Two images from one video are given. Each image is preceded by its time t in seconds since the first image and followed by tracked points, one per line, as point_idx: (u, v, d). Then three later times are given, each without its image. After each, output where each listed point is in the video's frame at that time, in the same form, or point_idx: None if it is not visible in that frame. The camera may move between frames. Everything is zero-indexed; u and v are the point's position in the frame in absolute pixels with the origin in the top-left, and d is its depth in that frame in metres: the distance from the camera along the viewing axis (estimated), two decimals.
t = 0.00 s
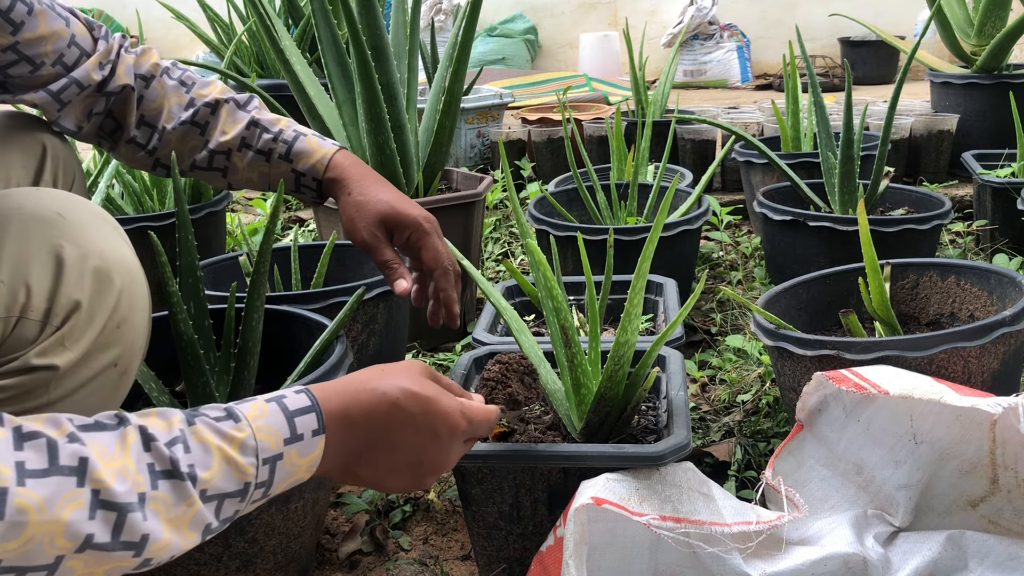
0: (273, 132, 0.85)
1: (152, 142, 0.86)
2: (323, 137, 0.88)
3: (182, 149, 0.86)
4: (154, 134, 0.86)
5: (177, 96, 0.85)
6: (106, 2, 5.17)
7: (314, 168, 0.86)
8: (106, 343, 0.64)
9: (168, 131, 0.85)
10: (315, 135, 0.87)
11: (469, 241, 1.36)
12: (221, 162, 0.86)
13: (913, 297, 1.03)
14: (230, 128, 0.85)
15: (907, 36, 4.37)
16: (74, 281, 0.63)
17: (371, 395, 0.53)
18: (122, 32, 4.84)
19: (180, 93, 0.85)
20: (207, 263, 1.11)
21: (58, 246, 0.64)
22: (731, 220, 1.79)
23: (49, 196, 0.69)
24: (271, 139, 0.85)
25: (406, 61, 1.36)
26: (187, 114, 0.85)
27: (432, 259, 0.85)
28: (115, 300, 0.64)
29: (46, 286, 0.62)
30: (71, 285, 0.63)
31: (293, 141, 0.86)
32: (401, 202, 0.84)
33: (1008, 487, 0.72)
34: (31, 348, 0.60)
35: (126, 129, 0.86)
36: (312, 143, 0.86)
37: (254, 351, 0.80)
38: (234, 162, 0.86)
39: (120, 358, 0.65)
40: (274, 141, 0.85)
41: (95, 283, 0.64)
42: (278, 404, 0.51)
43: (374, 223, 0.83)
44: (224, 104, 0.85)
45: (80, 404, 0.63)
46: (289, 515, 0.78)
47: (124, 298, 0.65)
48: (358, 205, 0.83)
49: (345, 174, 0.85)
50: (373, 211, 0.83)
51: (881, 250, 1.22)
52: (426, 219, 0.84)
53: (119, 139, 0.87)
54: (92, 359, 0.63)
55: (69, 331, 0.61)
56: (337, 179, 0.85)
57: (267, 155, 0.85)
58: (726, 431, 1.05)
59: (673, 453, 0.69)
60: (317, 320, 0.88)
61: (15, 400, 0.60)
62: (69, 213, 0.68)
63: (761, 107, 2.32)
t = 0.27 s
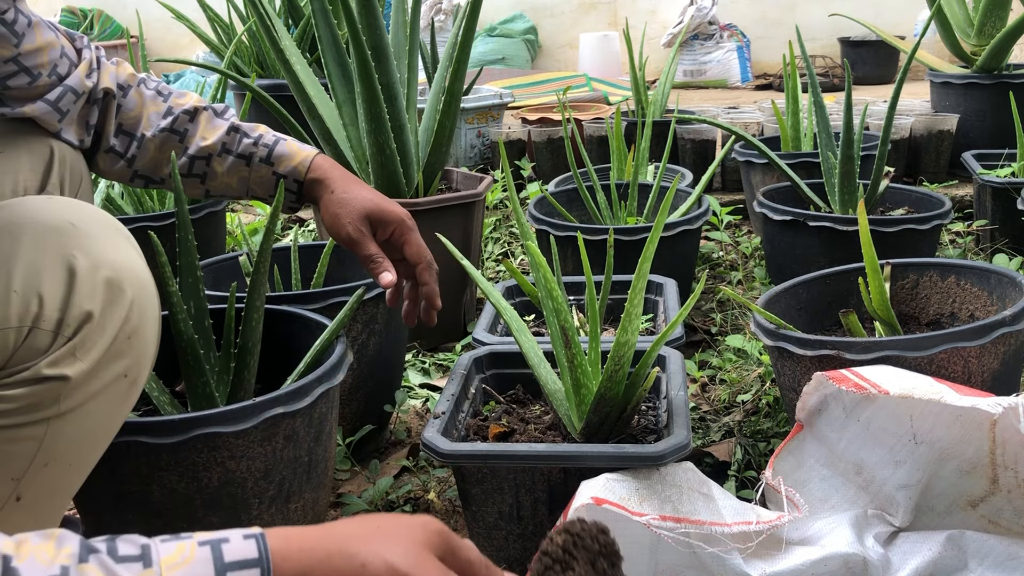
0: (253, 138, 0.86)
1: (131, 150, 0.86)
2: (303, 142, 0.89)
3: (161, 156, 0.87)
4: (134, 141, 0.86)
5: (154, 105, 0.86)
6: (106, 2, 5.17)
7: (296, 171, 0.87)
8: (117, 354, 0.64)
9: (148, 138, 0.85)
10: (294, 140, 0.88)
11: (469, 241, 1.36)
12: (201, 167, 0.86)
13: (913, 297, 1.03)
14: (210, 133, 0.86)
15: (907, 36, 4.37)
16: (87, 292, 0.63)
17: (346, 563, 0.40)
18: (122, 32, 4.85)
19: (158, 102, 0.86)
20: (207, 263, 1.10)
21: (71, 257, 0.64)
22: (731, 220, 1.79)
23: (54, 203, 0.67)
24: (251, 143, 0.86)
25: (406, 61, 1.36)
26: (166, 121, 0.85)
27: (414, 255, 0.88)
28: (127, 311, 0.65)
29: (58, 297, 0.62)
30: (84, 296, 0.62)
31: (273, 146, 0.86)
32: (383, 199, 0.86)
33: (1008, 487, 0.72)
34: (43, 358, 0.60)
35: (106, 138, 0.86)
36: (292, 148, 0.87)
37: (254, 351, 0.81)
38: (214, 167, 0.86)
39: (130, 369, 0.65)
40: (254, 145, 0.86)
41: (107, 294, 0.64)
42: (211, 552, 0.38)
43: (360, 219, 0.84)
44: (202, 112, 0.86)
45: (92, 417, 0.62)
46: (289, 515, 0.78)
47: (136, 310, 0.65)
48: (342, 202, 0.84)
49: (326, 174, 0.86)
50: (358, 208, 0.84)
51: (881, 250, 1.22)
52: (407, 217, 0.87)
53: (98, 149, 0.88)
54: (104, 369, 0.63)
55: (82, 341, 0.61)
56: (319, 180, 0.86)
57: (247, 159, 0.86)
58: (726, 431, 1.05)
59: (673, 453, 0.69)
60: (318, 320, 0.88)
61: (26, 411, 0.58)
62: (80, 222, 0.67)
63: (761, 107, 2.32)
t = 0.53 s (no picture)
0: (249, 128, 0.86)
1: (128, 145, 0.86)
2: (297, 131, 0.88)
3: (156, 151, 0.86)
4: (129, 136, 0.86)
5: (147, 99, 0.85)
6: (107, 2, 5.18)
7: (293, 159, 0.86)
8: (130, 362, 0.64)
9: (144, 133, 0.85)
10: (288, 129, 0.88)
11: (469, 241, 1.36)
12: (198, 159, 0.86)
13: (913, 297, 1.03)
14: (206, 124, 0.85)
15: (907, 36, 4.37)
16: (102, 300, 0.63)
17: None
18: (122, 32, 4.85)
19: (151, 96, 0.86)
20: (208, 263, 1.11)
21: (86, 264, 0.64)
22: (731, 220, 1.79)
23: (72, 208, 0.67)
24: (248, 134, 0.86)
25: (406, 61, 1.36)
26: (161, 115, 0.85)
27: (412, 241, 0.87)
28: (140, 319, 0.64)
29: (73, 304, 0.62)
30: (100, 304, 0.62)
31: (270, 135, 0.86)
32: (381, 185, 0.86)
33: (1008, 487, 0.72)
34: (56, 365, 0.60)
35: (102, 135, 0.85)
36: (288, 137, 0.87)
37: (255, 351, 0.81)
38: (210, 159, 0.86)
39: (144, 377, 0.65)
40: (251, 136, 0.86)
41: (122, 302, 0.64)
42: None
43: (362, 202, 0.83)
44: (196, 104, 0.86)
45: (104, 424, 0.62)
46: (289, 514, 0.78)
47: (149, 318, 0.65)
48: (342, 187, 0.84)
49: (323, 162, 0.86)
50: (359, 191, 0.84)
51: (881, 250, 1.22)
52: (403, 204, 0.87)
53: (98, 148, 0.87)
54: (117, 377, 0.63)
55: (96, 349, 0.61)
56: (316, 165, 0.86)
57: (245, 150, 0.86)
58: (726, 431, 1.05)
59: (673, 453, 0.69)
60: (318, 320, 0.88)
61: (38, 417, 0.59)
62: (98, 228, 0.66)
63: (761, 108, 2.32)
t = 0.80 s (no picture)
0: (243, 131, 0.86)
1: (121, 144, 0.86)
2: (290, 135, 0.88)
3: (149, 150, 0.86)
4: (123, 136, 0.86)
5: (142, 98, 0.85)
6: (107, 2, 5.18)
7: (287, 164, 0.85)
8: (140, 368, 0.64)
9: (138, 132, 0.85)
10: (282, 134, 0.88)
11: (469, 241, 1.36)
12: (190, 160, 0.86)
13: (913, 297, 1.03)
14: (200, 126, 0.85)
15: (907, 36, 4.37)
16: (114, 307, 0.63)
17: None
18: (122, 32, 4.85)
19: (146, 95, 0.86)
20: (207, 263, 1.11)
21: (98, 271, 0.63)
22: (731, 220, 1.79)
23: (81, 214, 0.66)
24: (242, 137, 0.86)
25: (406, 61, 1.36)
26: (154, 115, 0.85)
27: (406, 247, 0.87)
28: (151, 327, 0.64)
29: (85, 312, 0.62)
30: (111, 311, 0.62)
31: (263, 139, 0.86)
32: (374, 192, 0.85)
33: (1008, 487, 0.72)
34: (67, 374, 0.60)
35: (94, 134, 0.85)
36: (282, 141, 0.87)
37: (254, 351, 0.81)
38: (203, 160, 0.86)
39: (152, 383, 0.65)
40: (245, 139, 0.85)
41: (134, 309, 0.64)
42: None
43: (353, 210, 0.83)
44: (190, 105, 0.86)
45: (112, 431, 0.62)
46: (289, 514, 0.78)
47: (159, 326, 0.65)
48: (333, 194, 0.83)
49: (316, 170, 0.85)
50: (350, 200, 0.83)
51: (881, 250, 1.22)
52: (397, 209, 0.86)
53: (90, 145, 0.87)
54: (126, 384, 0.63)
55: (107, 356, 0.61)
56: (309, 172, 0.85)
57: (238, 152, 0.86)
58: (726, 431, 1.05)
59: (673, 453, 0.69)
60: (317, 320, 0.88)
61: (49, 424, 0.59)
62: (107, 235, 0.65)
63: (761, 108, 2.32)
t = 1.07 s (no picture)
0: (263, 151, 0.85)
1: (139, 157, 0.85)
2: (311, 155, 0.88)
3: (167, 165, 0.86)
4: (140, 148, 0.85)
5: (163, 113, 0.85)
6: (107, 2, 5.18)
7: (306, 185, 0.85)
8: (132, 374, 0.63)
9: (157, 147, 0.85)
10: (302, 153, 0.87)
11: (469, 241, 1.36)
12: (209, 177, 0.86)
13: (913, 297, 1.03)
14: (220, 144, 0.85)
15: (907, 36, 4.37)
16: (103, 313, 0.63)
17: None
18: (122, 32, 4.85)
19: (167, 109, 0.85)
20: (208, 263, 1.11)
21: (87, 275, 0.63)
22: (731, 220, 1.79)
23: (75, 218, 0.66)
24: (262, 156, 0.85)
25: (406, 61, 1.36)
26: (174, 130, 0.84)
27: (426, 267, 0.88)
28: (142, 333, 0.64)
29: (73, 317, 0.62)
30: (100, 316, 0.62)
31: (283, 159, 0.85)
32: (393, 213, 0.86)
33: (1008, 487, 0.72)
34: (55, 380, 0.60)
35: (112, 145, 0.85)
36: (301, 161, 0.86)
37: (254, 352, 0.81)
38: (222, 178, 0.86)
39: (146, 389, 0.65)
40: (265, 159, 0.85)
41: (123, 315, 0.63)
42: None
43: (372, 233, 0.83)
44: (211, 122, 0.86)
45: (104, 438, 0.62)
46: (289, 514, 0.78)
47: (150, 331, 0.65)
48: (352, 217, 0.84)
49: (335, 190, 0.85)
50: (369, 222, 0.83)
51: (881, 250, 1.22)
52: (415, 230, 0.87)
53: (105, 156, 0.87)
54: (117, 391, 0.63)
55: (96, 362, 0.62)
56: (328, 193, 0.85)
57: (257, 172, 0.86)
58: (726, 431, 1.05)
59: (673, 453, 0.69)
60: (317, 320, 0.88)
61: (38, 431, 0.59)
62: (98, 239, 0.65)
63: (761, 108, 2.32)
